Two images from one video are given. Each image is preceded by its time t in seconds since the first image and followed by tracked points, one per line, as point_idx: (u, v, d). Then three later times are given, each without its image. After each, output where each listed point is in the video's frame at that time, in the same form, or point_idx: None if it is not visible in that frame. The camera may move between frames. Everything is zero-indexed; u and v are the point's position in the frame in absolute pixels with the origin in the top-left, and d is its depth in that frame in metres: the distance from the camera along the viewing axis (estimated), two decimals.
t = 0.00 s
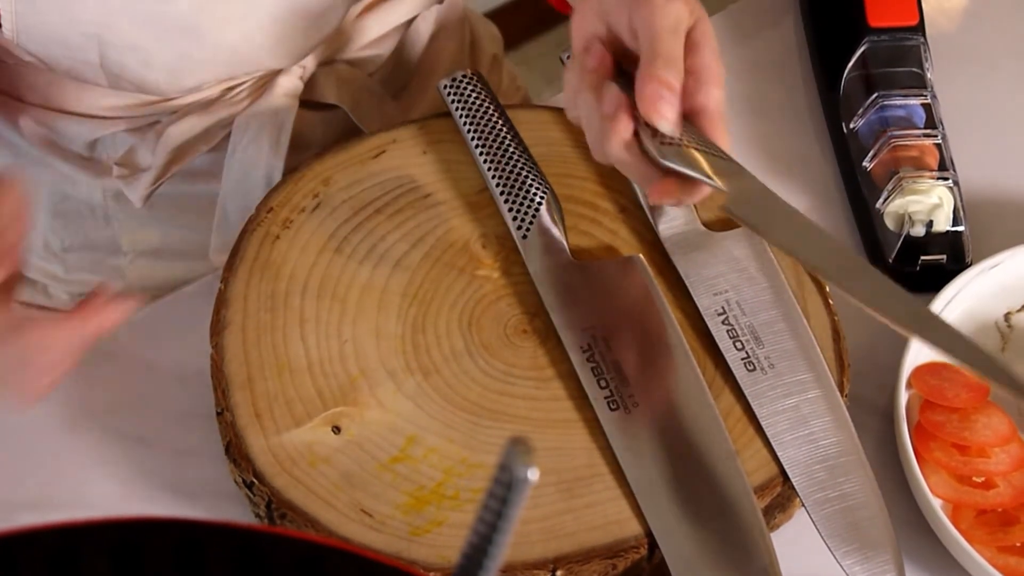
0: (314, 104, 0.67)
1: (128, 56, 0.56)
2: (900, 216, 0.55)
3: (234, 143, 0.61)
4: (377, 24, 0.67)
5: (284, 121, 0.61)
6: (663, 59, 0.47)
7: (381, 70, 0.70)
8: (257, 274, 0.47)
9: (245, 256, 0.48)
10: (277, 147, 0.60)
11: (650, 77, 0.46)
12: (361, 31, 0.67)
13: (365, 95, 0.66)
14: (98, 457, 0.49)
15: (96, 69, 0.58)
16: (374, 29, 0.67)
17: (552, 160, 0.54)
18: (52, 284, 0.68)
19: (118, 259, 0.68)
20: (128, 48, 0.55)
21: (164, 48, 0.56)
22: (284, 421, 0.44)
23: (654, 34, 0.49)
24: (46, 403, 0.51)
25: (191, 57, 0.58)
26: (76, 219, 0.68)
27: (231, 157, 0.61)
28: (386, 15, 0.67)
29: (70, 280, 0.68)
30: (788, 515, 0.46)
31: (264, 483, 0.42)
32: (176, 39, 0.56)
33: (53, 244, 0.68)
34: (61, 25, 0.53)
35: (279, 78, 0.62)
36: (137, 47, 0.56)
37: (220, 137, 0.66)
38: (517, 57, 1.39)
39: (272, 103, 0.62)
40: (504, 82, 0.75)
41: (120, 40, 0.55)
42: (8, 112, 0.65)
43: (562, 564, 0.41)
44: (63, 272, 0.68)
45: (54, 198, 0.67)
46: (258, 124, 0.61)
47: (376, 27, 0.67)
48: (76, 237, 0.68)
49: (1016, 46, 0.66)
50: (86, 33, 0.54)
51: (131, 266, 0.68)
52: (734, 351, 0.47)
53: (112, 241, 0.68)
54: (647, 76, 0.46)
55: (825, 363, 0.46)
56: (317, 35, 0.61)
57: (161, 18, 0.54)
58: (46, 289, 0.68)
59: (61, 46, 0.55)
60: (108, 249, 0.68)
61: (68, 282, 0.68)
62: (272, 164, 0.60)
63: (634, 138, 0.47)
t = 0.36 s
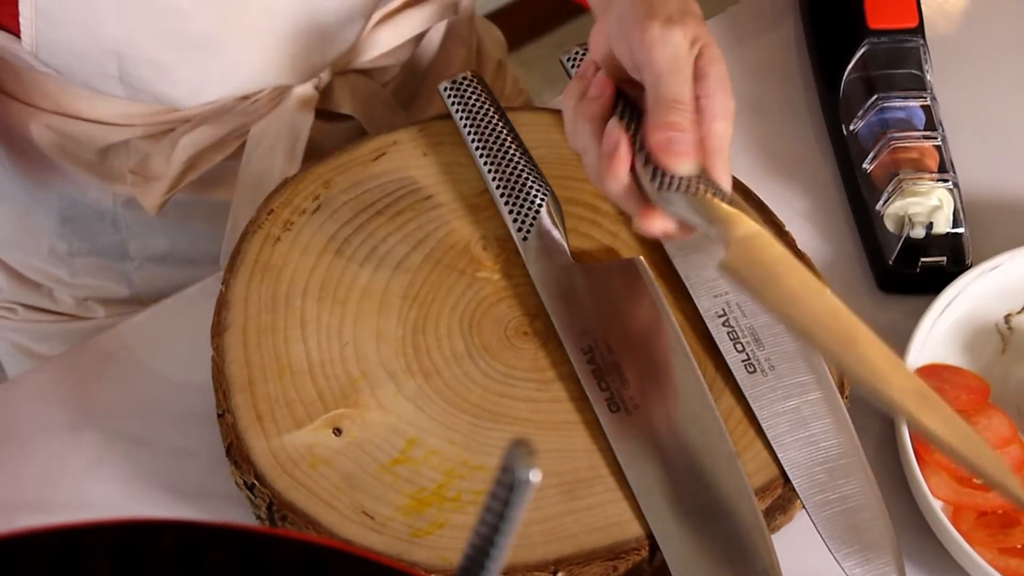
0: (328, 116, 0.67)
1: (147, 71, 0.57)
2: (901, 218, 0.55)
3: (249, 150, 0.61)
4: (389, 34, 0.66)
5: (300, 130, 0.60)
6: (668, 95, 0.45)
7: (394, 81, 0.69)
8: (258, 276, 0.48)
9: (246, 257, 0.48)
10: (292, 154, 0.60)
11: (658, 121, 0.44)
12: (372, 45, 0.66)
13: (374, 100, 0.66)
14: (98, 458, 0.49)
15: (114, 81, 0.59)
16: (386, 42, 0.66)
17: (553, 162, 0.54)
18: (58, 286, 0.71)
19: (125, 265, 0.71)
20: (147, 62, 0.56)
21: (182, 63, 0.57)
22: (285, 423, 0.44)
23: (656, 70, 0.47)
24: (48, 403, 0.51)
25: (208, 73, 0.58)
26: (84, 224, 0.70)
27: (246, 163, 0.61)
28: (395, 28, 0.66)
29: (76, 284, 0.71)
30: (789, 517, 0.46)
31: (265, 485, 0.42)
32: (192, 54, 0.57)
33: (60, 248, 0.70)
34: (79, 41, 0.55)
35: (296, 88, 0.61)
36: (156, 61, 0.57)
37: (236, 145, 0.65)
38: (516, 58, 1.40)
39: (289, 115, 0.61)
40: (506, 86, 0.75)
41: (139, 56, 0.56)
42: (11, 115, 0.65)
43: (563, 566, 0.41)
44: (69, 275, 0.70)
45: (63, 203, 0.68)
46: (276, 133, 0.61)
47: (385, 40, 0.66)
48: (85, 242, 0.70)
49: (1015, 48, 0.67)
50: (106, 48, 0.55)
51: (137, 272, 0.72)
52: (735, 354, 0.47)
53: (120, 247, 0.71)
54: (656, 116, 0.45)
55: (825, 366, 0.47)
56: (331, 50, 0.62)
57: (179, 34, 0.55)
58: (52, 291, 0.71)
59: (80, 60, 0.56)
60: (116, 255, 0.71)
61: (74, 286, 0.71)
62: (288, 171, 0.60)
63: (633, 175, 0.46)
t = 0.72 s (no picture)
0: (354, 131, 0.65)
1: (169, 96, 0.55)
2: (909, 216, 0.55)
3: (269, 164, 0.63)
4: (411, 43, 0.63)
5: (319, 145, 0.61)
6: (655, 142, 0.43)
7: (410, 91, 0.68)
8: (264, 275, 0.47)
9: (252, 256, 0.48)
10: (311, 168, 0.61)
11: (645, 172, 0.42)
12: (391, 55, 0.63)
13: (382, 101, 0.66)
14: (105, 459, 0.49)
15: (133, 101, 0.57)
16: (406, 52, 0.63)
17: (559, 160, 0.54)
18: (70, 290, 0.71)
19: (138, 271, 0.72)
20: (169, 88, 0.54)
21: (205, 89, 0.55)
22: (291, 422, 0.43)
23: (645, 113, 0.43)
24: (54, 404, 0.51)
25: (232, 99, 0.56)
26: (95, 229, 0.69)
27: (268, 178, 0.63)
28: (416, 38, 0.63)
29: (89, 289, 0.71)
30: (796, 515, 0.46)
31: (271, 484, 0.42)
32: (215, 80, 0.54)
33: (73, 253, 0.70)
34: (100, 67, 0.52)
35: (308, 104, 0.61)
36: (179, 88, 0.54)
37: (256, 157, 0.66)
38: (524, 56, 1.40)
39: (306, 129, 0.61)
40: (515, 86, 0.75)
41: (162, 82, 0.54)
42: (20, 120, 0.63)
43: (570, 565, 0.41)
44: (81, 280, 0.71)
45: (77, 212, 0.67)
46: (294, 147, 0.62)
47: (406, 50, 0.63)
48: (97, 249, 0.70)
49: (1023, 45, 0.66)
50: (129, 73, 0.53)
51: (149, 278, 0.73)
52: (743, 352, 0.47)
53: (134, 255, 0.71)
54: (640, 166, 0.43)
55: (832, 362, 0.47)
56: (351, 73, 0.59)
57: (204, 61, 0.53)
58: (64, 295, 0.72)
59: (99, 82, 0.54)
60: (128, 261, 0.71)
61: (86, 290, 0.71)
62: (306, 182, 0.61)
63: (617, 209, 0.47)
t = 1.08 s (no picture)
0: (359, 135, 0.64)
1: (177, 107, 0.55)
2: (907, 214, 0.55)
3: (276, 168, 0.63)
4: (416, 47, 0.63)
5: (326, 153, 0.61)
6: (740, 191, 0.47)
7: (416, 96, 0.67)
8: (261, 273, 0.47)
9: (249, 254, 0.48)
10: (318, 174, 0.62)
11: (741, 224, 0.45)
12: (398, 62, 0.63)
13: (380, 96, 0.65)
14: (104, 458, 0.49)
15: (142, 113, 0.56)
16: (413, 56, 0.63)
17: (557, 157, 0.54)
18: (74, 291, 0.71)
19: (141, 273, 0.72)
20: (177, 99, 0.54)
21: (213, 99, 0.55)
22: (289, 421, 0.43)
23: (722, 162, 0.47)
24: (52, 403, 0.51)
25: (240, 109, 0.56)
26: (99, 232, 0.68)
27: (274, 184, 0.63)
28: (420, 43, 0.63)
29: (92, 291, 0.71)
30: (795, 513, 0.46)
31: (269, 482, 0.41)
32: (222, 90, 0.54)
33: (77, 255, 0.69)
34: (110, 82, 0.51)
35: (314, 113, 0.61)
36: (188, 99, 0.54)
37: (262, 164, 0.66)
38: (524, 53, 1.40)
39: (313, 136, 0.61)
40: (516, 84, 0.75)
41: (171, 93, 0.53)
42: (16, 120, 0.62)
43: (568, 564, 0.40)
44: (85, 282, 0.71)
45: (81, 215, 0.67)
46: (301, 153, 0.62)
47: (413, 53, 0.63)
48: (101, 251, 0.70)
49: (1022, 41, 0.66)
50: (137, 86, 0.52)
51: (153, 280, 0.73)
52: (741, 351, 0.47)
53: (138, 257, 0.71)
54: (732, 210, 0.46)
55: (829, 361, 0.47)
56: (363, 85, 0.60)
57: (212, 71, 0.53)
58: (67, 296, 0.72)
59: (108, 95, 0.53)
60: (132, 264, 0.71)
61: (91, 292, 0.71)
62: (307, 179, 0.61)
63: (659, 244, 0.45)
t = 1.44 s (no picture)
0: (355, 128, 0.63)
1: (177, 96, 0.54)
2: (904, 212, 0.55)
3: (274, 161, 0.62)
4: (410, 41, 0.63)
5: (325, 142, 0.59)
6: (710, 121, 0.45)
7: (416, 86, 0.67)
8: (257, 272, 0.47)
9: (245, 253, 0.48)
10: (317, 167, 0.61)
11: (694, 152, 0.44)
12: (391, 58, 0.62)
13: (381, 94, 0.65)
14: (101, 457, 0.49)
15: (141, 101, 0.56)
16: (407, 50, 0.63)
17: (554, 156, 0.53)
18: (71, 288, 0.71)
19: (140, 269, 0.72)
20: (175, 86, 0.54)
21: (212, 87, 0.54)
22: (284, 419, 0.43)
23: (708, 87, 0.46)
24: (50, 402, 0.51)
25: (238, 95, 0.56)
26: (99, 228, 0.68)
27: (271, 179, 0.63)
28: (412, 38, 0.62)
29: (90, 287, 0.71)
30: (791, 512, 0.46)
31: (265, 481, 0.41)
32: (221, 77, 0.54)
33: (75, 252, 0.69)
34: (108, 68, 0.52)
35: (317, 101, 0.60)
36: (186, 87, 0.54)
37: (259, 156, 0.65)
38: (523, 52, 1.40)
39: (310, 129, 0.59)
40: (515, 83, 0.75)
41: (170, 81, 0.53)
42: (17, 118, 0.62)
43: (564, 563, 0.40)
44: (84, 279, 0.71)
45: (78, 208, 0.67)
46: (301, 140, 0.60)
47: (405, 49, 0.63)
48: (100, 247, 0.70)
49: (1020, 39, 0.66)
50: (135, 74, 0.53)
51: (151, 277, 0.73)
52: (737, 349, 0.47)
53: (136, 253, 0.71)
54: (689, 140, 0.45)
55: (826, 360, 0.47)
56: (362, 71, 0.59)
57: (211, 58, 0.53)
58: (66, 293, 0.72)
59: (107, 83, 0.53)
60: (130, 260, 0.71)
61: (89, 288, 0.71)
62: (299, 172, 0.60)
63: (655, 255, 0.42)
